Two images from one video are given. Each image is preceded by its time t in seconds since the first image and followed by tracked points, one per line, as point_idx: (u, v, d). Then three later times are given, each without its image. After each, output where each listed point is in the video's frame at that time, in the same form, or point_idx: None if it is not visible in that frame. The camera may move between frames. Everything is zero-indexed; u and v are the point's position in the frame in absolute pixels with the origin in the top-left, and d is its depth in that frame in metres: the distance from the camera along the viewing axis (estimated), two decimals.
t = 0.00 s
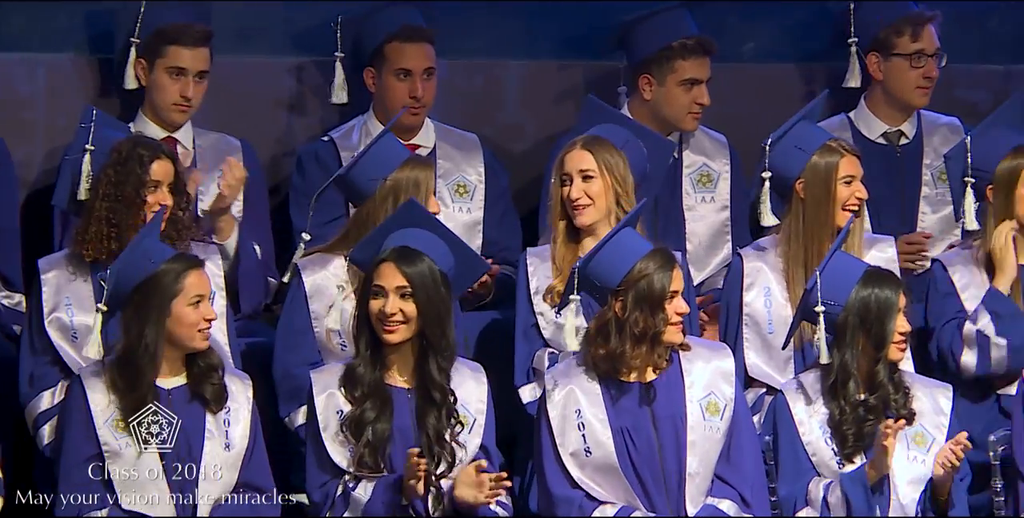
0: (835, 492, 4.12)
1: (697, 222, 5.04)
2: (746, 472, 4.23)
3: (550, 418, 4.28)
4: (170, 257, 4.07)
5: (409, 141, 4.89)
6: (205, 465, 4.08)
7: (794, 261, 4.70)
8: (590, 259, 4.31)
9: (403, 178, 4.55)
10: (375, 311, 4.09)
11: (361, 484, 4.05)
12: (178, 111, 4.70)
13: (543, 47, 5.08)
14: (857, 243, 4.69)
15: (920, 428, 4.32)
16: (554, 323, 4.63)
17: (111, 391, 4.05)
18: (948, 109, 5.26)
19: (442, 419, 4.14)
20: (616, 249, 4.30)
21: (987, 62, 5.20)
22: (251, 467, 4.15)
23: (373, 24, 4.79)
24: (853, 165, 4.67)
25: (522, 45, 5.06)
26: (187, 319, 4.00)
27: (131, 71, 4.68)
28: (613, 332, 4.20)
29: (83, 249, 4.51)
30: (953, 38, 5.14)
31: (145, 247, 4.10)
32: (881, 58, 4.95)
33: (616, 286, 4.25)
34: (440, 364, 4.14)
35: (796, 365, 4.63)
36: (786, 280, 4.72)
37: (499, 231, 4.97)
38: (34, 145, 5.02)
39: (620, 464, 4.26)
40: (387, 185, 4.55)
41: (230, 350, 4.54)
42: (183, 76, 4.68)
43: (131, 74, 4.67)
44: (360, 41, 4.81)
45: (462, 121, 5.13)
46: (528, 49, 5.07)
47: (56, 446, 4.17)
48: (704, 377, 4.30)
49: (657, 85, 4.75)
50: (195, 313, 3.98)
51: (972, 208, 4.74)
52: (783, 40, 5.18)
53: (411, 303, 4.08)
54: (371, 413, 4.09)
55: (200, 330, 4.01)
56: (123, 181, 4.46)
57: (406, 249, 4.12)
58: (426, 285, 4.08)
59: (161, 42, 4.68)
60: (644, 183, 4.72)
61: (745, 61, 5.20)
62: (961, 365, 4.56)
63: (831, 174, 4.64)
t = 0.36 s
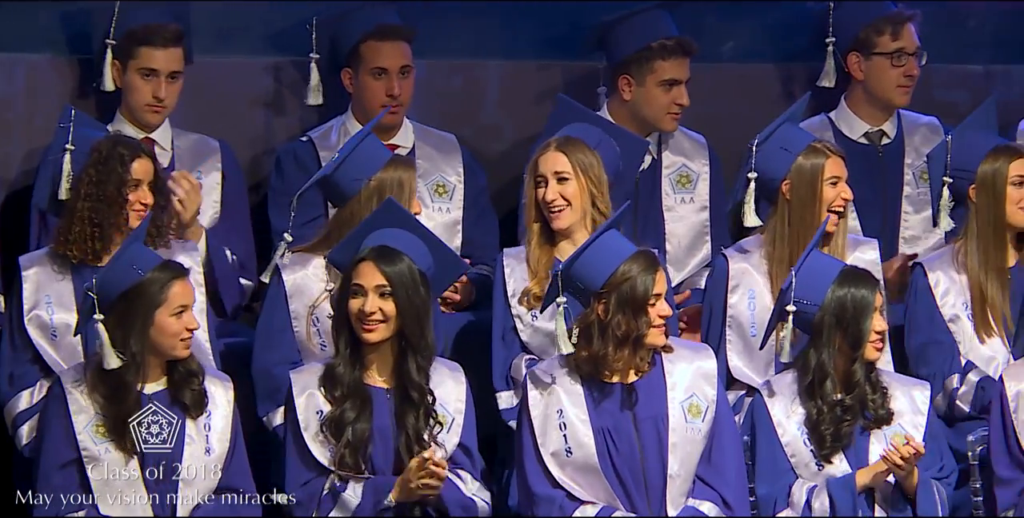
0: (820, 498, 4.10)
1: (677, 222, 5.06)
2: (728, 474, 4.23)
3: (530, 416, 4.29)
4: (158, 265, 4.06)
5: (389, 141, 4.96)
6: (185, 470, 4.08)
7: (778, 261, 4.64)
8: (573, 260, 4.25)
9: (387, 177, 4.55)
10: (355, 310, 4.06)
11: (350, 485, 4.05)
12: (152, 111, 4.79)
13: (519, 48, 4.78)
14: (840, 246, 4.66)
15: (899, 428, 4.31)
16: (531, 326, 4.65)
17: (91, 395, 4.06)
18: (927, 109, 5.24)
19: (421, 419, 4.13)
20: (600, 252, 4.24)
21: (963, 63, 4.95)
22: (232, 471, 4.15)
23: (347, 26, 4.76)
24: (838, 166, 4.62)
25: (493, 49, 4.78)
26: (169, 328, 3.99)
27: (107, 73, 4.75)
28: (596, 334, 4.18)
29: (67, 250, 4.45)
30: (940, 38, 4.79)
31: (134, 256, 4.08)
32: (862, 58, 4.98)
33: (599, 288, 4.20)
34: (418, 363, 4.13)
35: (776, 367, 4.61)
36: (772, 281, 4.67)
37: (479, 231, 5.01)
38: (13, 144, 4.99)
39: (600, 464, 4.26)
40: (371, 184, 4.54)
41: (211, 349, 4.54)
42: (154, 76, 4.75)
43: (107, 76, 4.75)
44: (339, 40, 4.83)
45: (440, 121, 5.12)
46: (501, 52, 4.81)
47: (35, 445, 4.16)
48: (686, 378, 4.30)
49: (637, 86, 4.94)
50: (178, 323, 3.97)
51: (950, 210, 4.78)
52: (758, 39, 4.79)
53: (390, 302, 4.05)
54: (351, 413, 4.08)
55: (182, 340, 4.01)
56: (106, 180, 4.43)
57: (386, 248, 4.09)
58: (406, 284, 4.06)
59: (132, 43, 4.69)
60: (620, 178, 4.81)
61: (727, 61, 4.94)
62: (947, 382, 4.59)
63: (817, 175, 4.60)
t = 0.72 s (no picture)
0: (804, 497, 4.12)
1: (659, 222, 5.04)
2: (708, 471, 4.24)
3: (513, 416, 4.28)
4: (139, 260, 4.08)
5: (372, 140, 4.96)
6: (165, 466, 4.07)
7: (768, 260, 4.60)
8: (553, 260, 4.27)
9: (369, 177, 4.56)
10: (339, 309, 4.06)
11: (322, 480, 4.02)
12: (132, 111, 4.77)
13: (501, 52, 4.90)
14: (831, 250, 4.64)
15: (882, 429, 4.33)
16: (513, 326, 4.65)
17: (72, 392, 4.04)
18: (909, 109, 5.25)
19: (403, 417, 4.12)
20: (581, 251, 4.26)
21: (944, 63, 5.06)
22: (212, 467, 4.14)
23: (329, 25, 4.82)
24: (830, 165, 4.54)
25: (475, 48, 4.87)
26: (149, 323, 4.00)
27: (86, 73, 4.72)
28: (576, 334, 4.18)
29: (52, 248, 4.43)
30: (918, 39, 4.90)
31: (116, 249, 4.13)
32: (842, 57, 4.93)
33: (578, 289, 4.22)
34: (401, 362, 4.12)
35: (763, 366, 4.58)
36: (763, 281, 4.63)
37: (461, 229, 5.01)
38: None
39: (582, 463, 4.27)
40: (351, 185, 4.55)
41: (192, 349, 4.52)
42: (132, 76, 4.74)
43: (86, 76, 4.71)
44: (320, 37, 4.85)
45: (423, 120, 5.16)
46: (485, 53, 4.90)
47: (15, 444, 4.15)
48: (668, 378, 4.30)
49: (619, 86, 4.89)
50: (157, 318, 3.98)
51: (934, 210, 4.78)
52: (739, 40, 4.87)
53: (373, 301, 4.06)
54: (333, 413, 4.06)
55: (162, 335, 4.02)
56: (91, 179, 4.43)
57: (370, 247, 4.11)
58: (390, 283, 4.07)
59: (109, 43, 4.70)
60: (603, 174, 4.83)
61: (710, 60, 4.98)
62: (924, 380, 4.61)
63: (810, 174, 4.53)
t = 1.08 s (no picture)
0: (772, 504, 4.13)
1: (639, 221, 5.03)
2: (686, 467, 4.25)
3: (490, 415, 4.27)
4: (113, 250, 4.11)
5: (351, 139, 4.93)
6: (144, 464, 4.07)
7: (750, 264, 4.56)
8: (524, 258, 4.29)
9: (347, 178, 4.54)
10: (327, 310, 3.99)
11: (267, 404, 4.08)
12: (112, 111, 4.75)
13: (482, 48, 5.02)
14: (819, 249, 4.59)
15: (863, 426, 4.33)
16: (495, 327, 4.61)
17: (48, 385, 4.07)
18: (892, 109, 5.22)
19: (386, 412, 4.08)
20: (553, 247, 4.27)
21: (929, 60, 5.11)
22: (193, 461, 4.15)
23: (312, 22, 4.82)
24: (816, 170, 4.49)
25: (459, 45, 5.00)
26: (121, 313, 4.02)
27: (65, 72, 4.73)
28: (549, 330, 4.19)
29: (28, 246, 4.46)
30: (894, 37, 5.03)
31: (91, 241, 4.17)
32: (825, 54, 4.92)
33: (550, 285, 4.23)
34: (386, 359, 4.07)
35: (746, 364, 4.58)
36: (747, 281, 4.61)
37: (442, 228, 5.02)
38: None
39: (560, 460, 4.26)
40: (329, 185, 4.53)
41: (170, 347, 4.51)
42: (111, 74, 4.73)
43: (65, 75, 4.72)
44: (302, 37, 4.84)
45: (402, 120, 5.12)
46: (466, 48, 5.01)
47: None
48: (644, 374, 4.32)
49: (599, 85, 4.81)
50: (129, 308, 4.00)
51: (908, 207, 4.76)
52: (718, 35, 5.09)
53: (364, 303, 4.00)
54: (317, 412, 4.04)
55: (135, 325, 4.03)
56: (66, 178, 4.44)
57: (362, 249, 4.04)
58: (379, 282, 4.02)
59: (88, 42, 4.72)
60: (584, 178, 4.77)
61: (689, 59, 5.14)
62: (907, 378, 4.57)
63: (794, 178, 4.46)
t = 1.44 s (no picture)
0: (749, 506, 4.11)
1: (620, 217, 5.08)
2: (664, 466, 4.24)
3: (466, 414, 4.26)
4: (89, 245, 4.10)
5: (330, 137, 4.97)
6: (121, 460, 4.07)
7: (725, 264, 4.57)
8: (497, 255, 4.28)
9: (323, 177, 4.52)
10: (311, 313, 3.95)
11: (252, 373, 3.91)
12: (94, 106, 4.78)
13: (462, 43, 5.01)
14: (794, 247, 4.56)
15: (844, 426, 4.31)
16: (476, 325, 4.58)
17: (26, 380, 4.06)
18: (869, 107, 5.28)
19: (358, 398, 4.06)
20: (526, 245, 4.27)
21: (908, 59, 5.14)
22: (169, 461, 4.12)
23: (293, 21, 4.81)
24: (787, 172, 4.49)
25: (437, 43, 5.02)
26: (100, 306, 3.99)
27: (45, 69, 4.77)
28: (522, 328, 4.18)
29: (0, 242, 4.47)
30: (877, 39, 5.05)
31: (69, 237, 4.16)
32: (807, 53, 4.90)
33: (524, 284, 4.22)
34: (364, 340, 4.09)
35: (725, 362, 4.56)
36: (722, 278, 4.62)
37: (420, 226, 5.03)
38: None
39: (537, 459, 4.25)
40: (305, 185, 4.52)
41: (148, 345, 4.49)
42: (93, 70, 4.74)
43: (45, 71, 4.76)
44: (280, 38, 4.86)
45: (382, 117, 5.19)
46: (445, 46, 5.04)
47: None
48: (620, 372, 4.31)
49: (573, 78, 4.87)
50: (108, 301, 3.98)
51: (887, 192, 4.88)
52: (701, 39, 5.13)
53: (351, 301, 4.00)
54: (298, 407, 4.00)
55: (113, 319, 4.00)
56: (26, 176, 4.42)
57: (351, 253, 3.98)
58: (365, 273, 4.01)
59: (70, 37, 4.74)
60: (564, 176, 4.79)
61: (669, 57, 5.18)
62: (886, 374, 4.50)
63: (764, 177, 4.47)
